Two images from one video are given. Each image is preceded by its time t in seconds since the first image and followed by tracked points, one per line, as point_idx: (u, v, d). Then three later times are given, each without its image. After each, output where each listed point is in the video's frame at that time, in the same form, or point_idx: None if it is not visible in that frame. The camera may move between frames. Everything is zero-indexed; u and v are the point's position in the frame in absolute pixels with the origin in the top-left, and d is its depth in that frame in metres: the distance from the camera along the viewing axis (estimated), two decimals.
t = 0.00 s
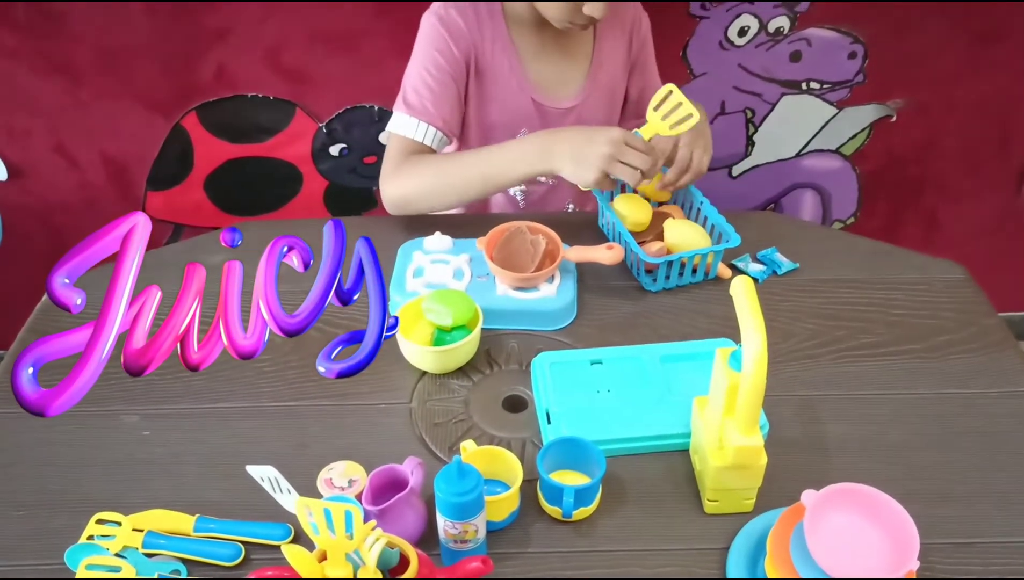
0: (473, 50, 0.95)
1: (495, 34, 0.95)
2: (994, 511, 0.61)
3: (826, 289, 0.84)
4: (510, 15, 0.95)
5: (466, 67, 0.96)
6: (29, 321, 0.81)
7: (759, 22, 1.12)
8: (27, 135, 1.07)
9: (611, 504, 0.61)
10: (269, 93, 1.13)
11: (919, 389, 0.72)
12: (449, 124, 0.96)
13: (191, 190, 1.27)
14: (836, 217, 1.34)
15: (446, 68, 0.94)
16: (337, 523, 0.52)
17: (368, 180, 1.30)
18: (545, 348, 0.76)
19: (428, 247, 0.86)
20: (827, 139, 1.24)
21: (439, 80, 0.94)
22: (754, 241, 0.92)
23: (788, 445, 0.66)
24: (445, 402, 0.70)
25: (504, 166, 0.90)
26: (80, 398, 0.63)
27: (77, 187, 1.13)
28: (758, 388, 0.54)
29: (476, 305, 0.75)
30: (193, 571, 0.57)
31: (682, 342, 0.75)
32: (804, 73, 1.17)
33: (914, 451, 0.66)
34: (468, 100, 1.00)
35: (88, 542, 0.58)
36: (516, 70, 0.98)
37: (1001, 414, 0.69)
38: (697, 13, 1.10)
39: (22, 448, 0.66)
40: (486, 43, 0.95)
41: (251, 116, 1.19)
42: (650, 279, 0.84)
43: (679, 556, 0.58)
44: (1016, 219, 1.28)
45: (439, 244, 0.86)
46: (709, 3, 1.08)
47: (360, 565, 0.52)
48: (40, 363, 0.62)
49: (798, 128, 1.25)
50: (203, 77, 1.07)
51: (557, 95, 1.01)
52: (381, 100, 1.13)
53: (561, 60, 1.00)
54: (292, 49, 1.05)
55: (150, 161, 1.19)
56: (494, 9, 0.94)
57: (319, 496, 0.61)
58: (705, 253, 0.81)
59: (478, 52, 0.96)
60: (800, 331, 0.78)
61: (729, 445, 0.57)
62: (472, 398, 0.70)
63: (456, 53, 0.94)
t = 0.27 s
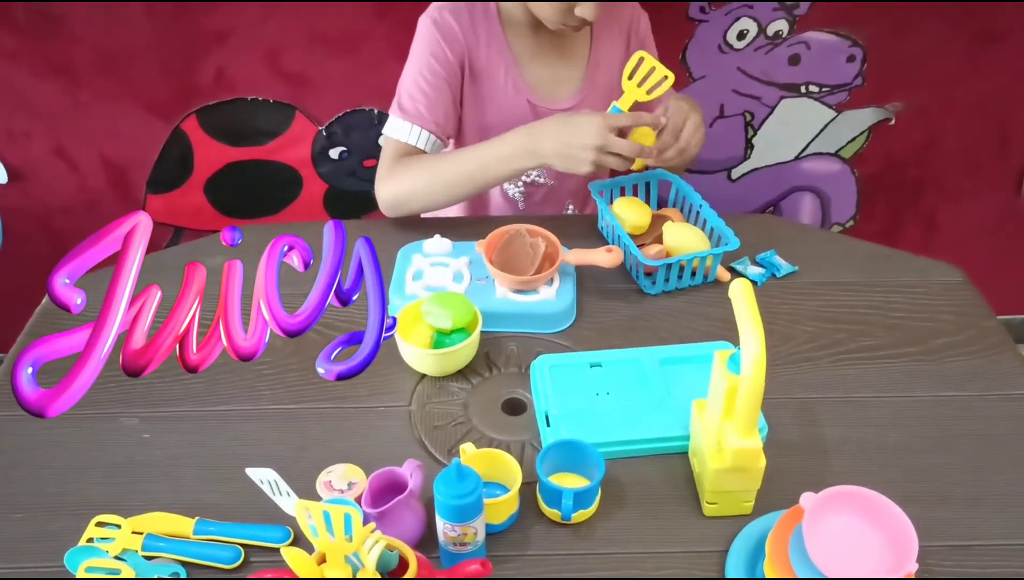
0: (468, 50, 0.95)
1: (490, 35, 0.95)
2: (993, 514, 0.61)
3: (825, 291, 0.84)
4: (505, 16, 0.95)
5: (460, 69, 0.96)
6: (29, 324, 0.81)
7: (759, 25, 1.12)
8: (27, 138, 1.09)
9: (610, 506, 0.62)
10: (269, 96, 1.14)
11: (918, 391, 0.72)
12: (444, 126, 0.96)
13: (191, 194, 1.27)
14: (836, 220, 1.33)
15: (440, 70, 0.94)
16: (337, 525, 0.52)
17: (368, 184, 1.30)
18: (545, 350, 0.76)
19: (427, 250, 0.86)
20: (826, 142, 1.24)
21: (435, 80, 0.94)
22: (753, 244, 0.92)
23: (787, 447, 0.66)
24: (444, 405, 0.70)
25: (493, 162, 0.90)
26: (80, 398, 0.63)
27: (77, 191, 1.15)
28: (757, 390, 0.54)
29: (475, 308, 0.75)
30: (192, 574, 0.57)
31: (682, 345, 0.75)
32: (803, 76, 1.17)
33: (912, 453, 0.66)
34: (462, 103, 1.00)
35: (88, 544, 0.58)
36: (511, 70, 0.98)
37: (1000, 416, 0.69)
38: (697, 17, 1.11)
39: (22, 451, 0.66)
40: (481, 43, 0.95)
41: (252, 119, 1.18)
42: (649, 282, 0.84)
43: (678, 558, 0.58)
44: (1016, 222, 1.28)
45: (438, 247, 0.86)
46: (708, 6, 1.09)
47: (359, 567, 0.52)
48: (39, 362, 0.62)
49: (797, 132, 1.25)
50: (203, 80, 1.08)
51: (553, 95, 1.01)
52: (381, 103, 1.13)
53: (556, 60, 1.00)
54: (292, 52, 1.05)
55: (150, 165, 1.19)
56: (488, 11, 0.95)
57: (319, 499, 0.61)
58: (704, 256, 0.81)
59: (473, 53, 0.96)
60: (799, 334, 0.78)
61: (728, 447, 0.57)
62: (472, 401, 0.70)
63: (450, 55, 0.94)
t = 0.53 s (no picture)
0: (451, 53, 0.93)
1: (478, 39, 0.92)
2: (992, 516, 0.61)
3: (824, 294, 0.84)
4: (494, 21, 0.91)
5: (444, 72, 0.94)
6: (28, 326, 0.81)
7: (758, 28, 1.12)
8: (27, 143, 1.07)
9: (609, 509, 0.62)
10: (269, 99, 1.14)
11: (918, 394, 0.72)
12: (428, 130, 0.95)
13: (191, 197, 1.29)
14: (835, 222, 1.34)
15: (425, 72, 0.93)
16: (335, 526, 0.52)
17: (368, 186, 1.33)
18: (543, 353, 0.76)
19: (426, 252, 0.86)
20: (825, 145, 1.25)
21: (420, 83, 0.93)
22: (752, 246, 0.92)
23: (786, 450, 0.66)
24: (444, 407, 0.70)
25: (449, 151, 0.89)
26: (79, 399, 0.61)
27: (78, 195, 1.12)
28: (756, 392, 0.54)
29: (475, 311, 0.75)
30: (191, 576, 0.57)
31: (681, 348, 0.75)
32: (801, 80, 1.18)
33: (911, 455, 0.66)
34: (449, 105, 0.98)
35: (87, 547, 0.58)
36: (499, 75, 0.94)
37: (1000, 419, 0.69)
38: (693, 19, 1.09)
39: (20, 453, 0.66)
40: (466, 47, 0.93)
41: (251, 121, 1.21)
42: (647, 284, 0.84)
43: (677, 560, 0.58)
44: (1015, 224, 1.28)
45: (438, 249, 0.86)
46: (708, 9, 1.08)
47: (358, 569, 0.52)
48: (38, 362, 0.60)
49: (796, 135, 1.26)
50: (204, 83, 1.08)
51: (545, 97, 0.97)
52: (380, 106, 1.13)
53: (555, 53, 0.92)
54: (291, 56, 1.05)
55: (149, 169, 1.20)
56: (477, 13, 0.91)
57: (317, 501, 0.61)
58: (703, 258, 0.81)
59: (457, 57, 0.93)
60: (798, 336, 0.78)
61: (727, 450, 0.57)
62: (471, 404, 0.70)
63: (435, 59, 0.92)
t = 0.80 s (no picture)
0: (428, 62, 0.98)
1: (455, 52, 0.94)
2: (991, 518, 0.61)
3: (823, 295, 0.84)
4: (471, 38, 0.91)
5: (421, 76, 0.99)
6: (26, 327, 0.81)
7: (756, 28, 1.11)
8: (26, 143, 1.11)
9: (607, 511, 0.61)
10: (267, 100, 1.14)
11: (917, 396, 0.72)
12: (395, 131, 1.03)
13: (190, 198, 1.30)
14: (835, 222, 1.40)
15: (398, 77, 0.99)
16: (332, 527, 0.52)
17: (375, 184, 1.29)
18: (542, 354, 0.76)
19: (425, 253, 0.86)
20: (825, 146, 1.30)
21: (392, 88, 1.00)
22: (750, 247, 0.92)
23: (785, 451, 0.66)
24: (442, 408, 0.70)
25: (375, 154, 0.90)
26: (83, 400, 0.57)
27: (77, 195, 1.17)
28: (754, 394, 0.54)
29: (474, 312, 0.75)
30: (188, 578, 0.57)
31: (679, 349, 0.75)
32: (801, 81, 1.20)
33: (910, 457, 0.66)
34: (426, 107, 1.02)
35: (84, 548, 0.58)
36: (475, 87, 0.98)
37: (998, 420, 0.69)
38: (693, 20, 0.99)
39: (17, 455, 0.66)
40: (442, 58, 0.96)
41: (253, 122, 1.22)
42: (646, 285, 0.84)
43: (675, 562, 0.57)
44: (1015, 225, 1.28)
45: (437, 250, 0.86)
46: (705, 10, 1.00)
47: (354, 571, 0.52)
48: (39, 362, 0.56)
49: (795, 137, 1.31)
50: (202, 84, 1.07)
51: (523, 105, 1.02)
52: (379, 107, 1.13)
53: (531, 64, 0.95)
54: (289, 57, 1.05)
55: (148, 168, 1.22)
56: (455, 25, 0.91)
57: (315, 503, 0.61)
58: (701, 259, 0.81)
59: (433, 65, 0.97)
60: (797, 337, 0.78)
61: (725, 451, 0.57)
62: (469, 405, 0.70)
63: (408, 65, 0.98)
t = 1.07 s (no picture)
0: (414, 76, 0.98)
1: (441, 63, 0.98)
2: (990, 518, 0.61)
3: (823, 295, 0.84)
4: (456, 45, 0.97)
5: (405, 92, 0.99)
6: (25, 327, 0.81)
7: (757, 28, 1.14)
8: (25, 143, 1.12)
9: (607, 511, 0.61)
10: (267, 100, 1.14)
11: (917, 396, 0.72)
12: (380, 152, 0.99)
13: (189, 198, 1.30)
14: (834, 222, 1.38)
15: (382, 97, 0.97)
16: (331, 529, 0.53)
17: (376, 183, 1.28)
18: (542, 354, 0.76)
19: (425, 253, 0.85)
20: (824, 146, 1.29)
21: (377, 108, 0.97)
22: (750, 247, 0.92)
23: (784, 451, 0.66)
24: (441, 408, 0.70)
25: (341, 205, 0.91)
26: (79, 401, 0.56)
27: (75, 195, 1.18)
28: (754, 395, 0.54)
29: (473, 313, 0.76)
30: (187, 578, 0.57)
31: (679, 349, 0.75)
32: (801, 80, 1.20)
33: (909, 457, 0.66)
34: (411, 123, 1.02)
35: (83, 549, 0.57)
36: (462, 95, 1.00)
37: (998, 420, 0.69)
38: (692, 20, 1.08)
39: (16, 455, 0.66)
40: (428, 70, 0.99)
41: (251, 121, 1.22)
42: (646, 284, 0.84)
43: (675, 562, 0.57)
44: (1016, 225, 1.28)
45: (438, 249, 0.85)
46: (703, 9, 1.07)
47: (354, 571, 0.52)
48: (35, 362, 0.55)
49: (794, 137, 1.30)
50: (201, 84, 1.07)
51: (512, 116, 1.03)
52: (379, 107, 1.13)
53: (513, 70, 0.99)
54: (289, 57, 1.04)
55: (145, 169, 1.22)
56: (440, 36, 0.97)
57: (314, 503, 0.61)
58: (700, 258, 0.81)
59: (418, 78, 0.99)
60: (796, 337, 0.78)
61: (725, 452, 0.57)
62: (468, 405, 0.70)
63: (392, 82, 0.98)
